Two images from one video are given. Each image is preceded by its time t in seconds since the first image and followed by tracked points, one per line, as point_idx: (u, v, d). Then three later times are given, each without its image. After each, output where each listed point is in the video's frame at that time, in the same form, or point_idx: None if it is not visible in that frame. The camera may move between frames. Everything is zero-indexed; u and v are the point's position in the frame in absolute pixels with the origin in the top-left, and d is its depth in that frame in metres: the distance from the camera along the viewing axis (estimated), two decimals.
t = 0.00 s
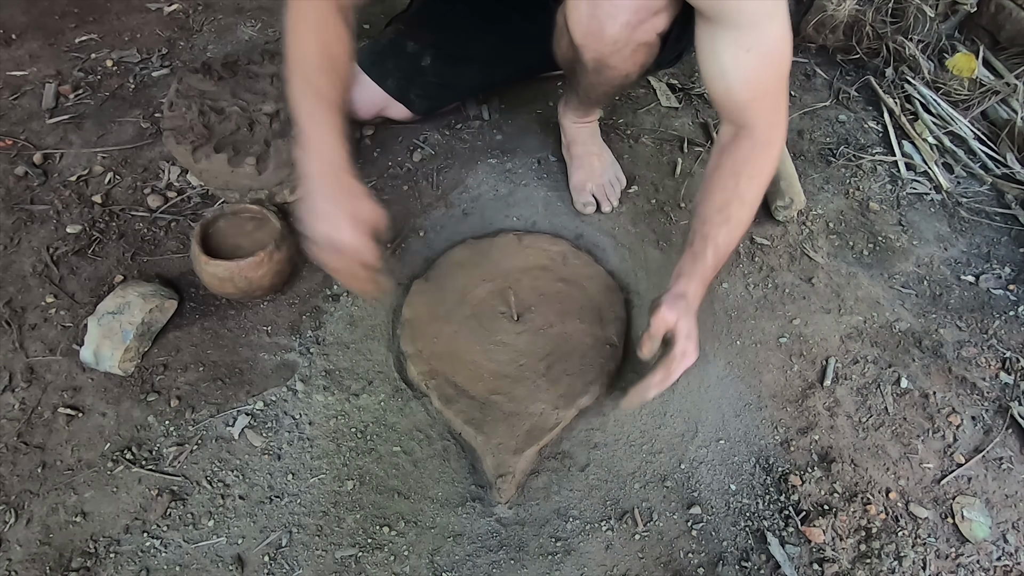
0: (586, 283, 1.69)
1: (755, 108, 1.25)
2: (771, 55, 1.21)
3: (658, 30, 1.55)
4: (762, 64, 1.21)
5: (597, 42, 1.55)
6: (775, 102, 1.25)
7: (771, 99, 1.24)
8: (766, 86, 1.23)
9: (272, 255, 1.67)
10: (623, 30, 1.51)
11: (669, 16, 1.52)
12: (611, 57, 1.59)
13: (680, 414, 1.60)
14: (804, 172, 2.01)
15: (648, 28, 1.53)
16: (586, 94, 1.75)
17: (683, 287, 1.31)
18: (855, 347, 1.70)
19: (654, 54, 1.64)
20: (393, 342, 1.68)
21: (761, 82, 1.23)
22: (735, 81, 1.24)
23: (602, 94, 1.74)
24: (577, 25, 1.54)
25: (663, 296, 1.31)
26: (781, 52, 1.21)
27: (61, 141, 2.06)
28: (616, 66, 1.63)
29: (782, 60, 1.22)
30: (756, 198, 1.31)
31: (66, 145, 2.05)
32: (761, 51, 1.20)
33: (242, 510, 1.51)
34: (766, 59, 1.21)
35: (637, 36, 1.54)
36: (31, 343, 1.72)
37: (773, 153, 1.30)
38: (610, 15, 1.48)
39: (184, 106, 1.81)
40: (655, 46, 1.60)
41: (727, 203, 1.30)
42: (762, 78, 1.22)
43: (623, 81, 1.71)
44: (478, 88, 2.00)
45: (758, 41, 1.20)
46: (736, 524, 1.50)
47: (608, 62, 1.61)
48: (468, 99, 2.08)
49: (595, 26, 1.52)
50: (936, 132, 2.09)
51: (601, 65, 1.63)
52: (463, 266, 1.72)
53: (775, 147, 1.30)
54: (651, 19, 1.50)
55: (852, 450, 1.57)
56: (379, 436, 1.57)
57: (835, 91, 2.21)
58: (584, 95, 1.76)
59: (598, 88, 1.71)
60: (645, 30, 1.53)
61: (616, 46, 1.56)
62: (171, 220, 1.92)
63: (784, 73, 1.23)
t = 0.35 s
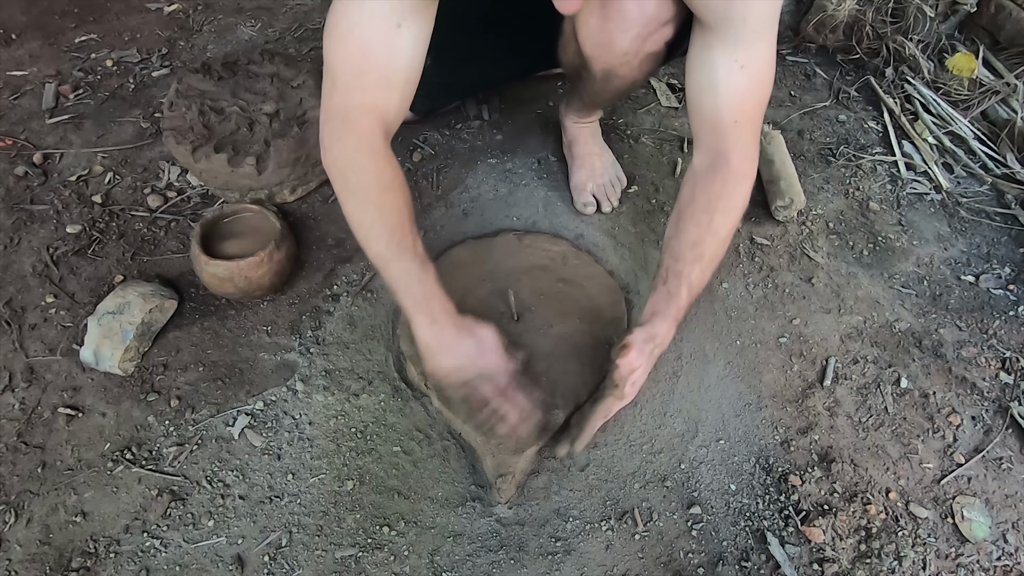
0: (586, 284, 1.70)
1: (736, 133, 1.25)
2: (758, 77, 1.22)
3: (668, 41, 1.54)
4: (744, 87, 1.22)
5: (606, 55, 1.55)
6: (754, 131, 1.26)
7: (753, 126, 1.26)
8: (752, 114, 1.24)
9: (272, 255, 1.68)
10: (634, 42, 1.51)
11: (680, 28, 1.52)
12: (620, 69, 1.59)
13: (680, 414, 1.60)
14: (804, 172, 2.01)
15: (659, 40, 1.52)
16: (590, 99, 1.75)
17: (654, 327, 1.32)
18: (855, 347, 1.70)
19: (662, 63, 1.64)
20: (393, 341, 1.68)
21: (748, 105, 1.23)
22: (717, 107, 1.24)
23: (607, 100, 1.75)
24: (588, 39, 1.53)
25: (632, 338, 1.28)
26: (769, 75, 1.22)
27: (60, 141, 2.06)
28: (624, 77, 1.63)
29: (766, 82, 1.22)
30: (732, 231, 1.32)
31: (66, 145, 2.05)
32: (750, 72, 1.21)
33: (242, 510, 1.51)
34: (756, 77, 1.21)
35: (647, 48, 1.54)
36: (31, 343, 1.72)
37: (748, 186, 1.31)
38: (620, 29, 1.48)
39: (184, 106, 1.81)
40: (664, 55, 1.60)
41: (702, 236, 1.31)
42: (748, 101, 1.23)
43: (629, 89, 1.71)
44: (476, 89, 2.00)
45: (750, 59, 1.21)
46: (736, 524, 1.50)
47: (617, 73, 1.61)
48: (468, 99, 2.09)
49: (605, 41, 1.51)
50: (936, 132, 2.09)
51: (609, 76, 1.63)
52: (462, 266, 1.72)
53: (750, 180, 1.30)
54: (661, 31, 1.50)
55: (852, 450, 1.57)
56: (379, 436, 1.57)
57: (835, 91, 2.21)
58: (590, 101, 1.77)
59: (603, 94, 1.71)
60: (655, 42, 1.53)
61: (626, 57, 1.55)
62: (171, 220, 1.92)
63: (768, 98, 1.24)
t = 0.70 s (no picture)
0: (586, 283, 1.70)
1: (739, 153, 1.24)
2: (761, 94, 1.20)
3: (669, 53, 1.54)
4: (746, 106, 1.21)
5: (606, 69, 1.55)
6: (759, 153, 1.25)
7: (757, 146, 1.24)
8: (756, 136, 1.23)
9: (272, 254, 1.68)
10: (633, 58, 1.51)
11: (681, 41, 1.51)
12: (620, 82, 1.60)
13: (680, 414, 1.60)
14: (804, 172, 2.01)
15: (658, 54, 1.52)
16: (590, 106, 1.75)
17: (650, 359, 1.30)
18: (855, 347, 1.70)
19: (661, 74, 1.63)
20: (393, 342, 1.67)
21: (751, 127, 1.22)
22: (719, 126, 1.24)
23: (606, 107, 1.75)
24: (588, 54, 1.53)
25: (629, 365, 1.26)
26: (774, 94, 1.21)
27: (60, 141, 2.06)
28: (623, 89, 1.63)
29: (769, 101, 1.21)
30: (733, 258, 1.31)
31: (66, 145, 2.05)
32: (754, 90, 1.20)
33: (242, 510, 1.51)
34: (760, 95, 1.20)
35: (647, 62, 1.54)
36: (31, 343, 1.72)
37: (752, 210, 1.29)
38: (619, 45, 1.48)
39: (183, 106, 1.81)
40: (665, 66, 1.60)
41: (704, 262, 1.30)
42: (751, 119, 1.22)
43: (629, 98, 1.71)
44: (476, 89, 1.99)
45: (754, 77, 1.19)
46: (736, 524, 1.50)
47: (616, 86, 1.61)
48: (468, 99, 2.09)
49: (604, 56, 1.51)
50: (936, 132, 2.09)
51: (609, 88, 1.63)
52: (462, 266, 1.72)
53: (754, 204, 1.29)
54: (660, 46, 1.49)
55: (852, 450, 1.57)
56: (378, 436, 1.57)
57: (835, 91, 2.21)
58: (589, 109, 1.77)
59: (604, 104, 1.72)
60: (654, 56, 1.52)
61: (626, 70, 1.55)
62: (171, 220, 1.92)
63: (772, 118, 1.23)
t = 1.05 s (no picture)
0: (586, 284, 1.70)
1: (740, 156, 1.24)
2: (761, 97, 1.20)
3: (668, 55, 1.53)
4: (745, 107, 1.20)
5: (604, 73, 1.56)
6: (761, 156, 1.24)
7: (758, 148, 1.23)
8: (757, 139, 1.22)
9: (273, 254, 1.68)
10: (630, 62, 1.51)
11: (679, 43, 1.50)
12: (618, 84, 1.60)
13: (680, 414, 1.60)
14: (804, 172, 2.02)
15: (657, 56, 1.52)
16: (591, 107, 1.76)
17: (651, 365, 1.32)
18: (855, 347, 1.70)
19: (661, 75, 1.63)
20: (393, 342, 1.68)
21: (752, 130, 1.22)
22: (719, 128, 1.23)
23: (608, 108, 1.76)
24: (586, 58, 1.53)
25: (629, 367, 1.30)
26: (774, 97, 1.20)
27: (60, 141, 2.06)
28: (623, 90, 1.64)
29: (768, 102, 1.20)
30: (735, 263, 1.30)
31: (66, 145, 2.05)
32: (754, 93, 1.19)
33: (242, 510, 1.51)
34: (760, 98, 1.20)
35: (645, 65, 1.54)
36: (31, 343, 1.72)
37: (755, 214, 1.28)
38: (615, 50, 1.48)
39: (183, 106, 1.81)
40: (665, 68, 1.59)
41: (702, 263, 1.29)
42: (751, 122, 1.21)
43: (629, 99, 1.71)
44: (475, 87, 1.99)
45: (754, 80, 1.19)
46: (736, 524, 1.50)
47: (615, 88, 1.62)
48: (468, 99, 2.09)
49: (602, 60, 1.52)
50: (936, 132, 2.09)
51: (608, 91, 1.64)
52: (461, 266, 1.72)
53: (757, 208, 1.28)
54: (658, 50, 1.49)
55: (852, 450, 1.57)
56: (378, 436, 1.57)
57: (835, 91, 2.21)
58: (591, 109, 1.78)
59: (602, 105, 1.73)
60: (652, 59, 1.52)
61: (624, 74, 1.56)
62: (171, 220, 1.92)
63: (774, 120, 1.22)
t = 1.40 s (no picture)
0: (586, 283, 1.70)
1: (732, 156, 1.23)
2: (751, 98, 1.18)
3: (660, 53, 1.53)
4: (735, 109, 1.19)
5: (595, 70, 1.56)
6: (755, 155, 1.23)
7: (751, 147, 1.22)
8: (749, 139, 1.21)
9: (272, 254, 1.68)
10: (621, 59, 1.52)
11: (671, 42, 1.50)
12: (610, 81, 1.60)
13: (680, 413, 1.60)
14: (804, 172, 2.02)
15: (648, 54, 1.51)
16: (587, 106, 1.76)
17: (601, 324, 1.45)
18: (855, 347, 1.70)
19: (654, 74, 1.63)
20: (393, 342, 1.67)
21: (743, 130, 1.20)
22: (709, 128, 1.23)
23: (602, 107, 1.76)
24: (577, 53, 1.54)
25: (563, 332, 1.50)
26: (769, 96, 1.17)
27: (60, 141, 2.06)
28: (615, 88, 1.64)
29: (760, 101, 1.18)
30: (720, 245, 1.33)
31: (66, 145, 2.05)
32: (745, 94, 1.17)
33: (242, 510, 1.51)
34: (750, 99, 1.18)
35: (637, 63, 1.54)
36: (31, 343, 1.72)
37: (751, 207, 1.29)
38: (607, 46, 1.48)
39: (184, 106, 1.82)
40: (658, 66, 1.59)
41: (687, 249, 1.34)
42: (742, 122, 1.20)
43: (622, 98, 1.71)
44: (474, 89, 1.98)
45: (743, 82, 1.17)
46: (736, 524, 1.50)
47: (607, 85, 1.62)
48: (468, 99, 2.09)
49: (593, 56, 1.52)
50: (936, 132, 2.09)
51: (600, 88, 1.64)
52: (462, 267, 1.72)
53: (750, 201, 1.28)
54: (649, 47, 1.49)
55: (852, 450, 1.57)
56: (378, 436, 1.57)
57: (835, 91, 2.21)
58: (585, 108, 1.78)
59: (596, 104, 1.74)
60: (644, 57, 1.52)
61: (616, 71, 1.56)
62: (171, 220, 1.92)
63: (768, 121, 1.20)
